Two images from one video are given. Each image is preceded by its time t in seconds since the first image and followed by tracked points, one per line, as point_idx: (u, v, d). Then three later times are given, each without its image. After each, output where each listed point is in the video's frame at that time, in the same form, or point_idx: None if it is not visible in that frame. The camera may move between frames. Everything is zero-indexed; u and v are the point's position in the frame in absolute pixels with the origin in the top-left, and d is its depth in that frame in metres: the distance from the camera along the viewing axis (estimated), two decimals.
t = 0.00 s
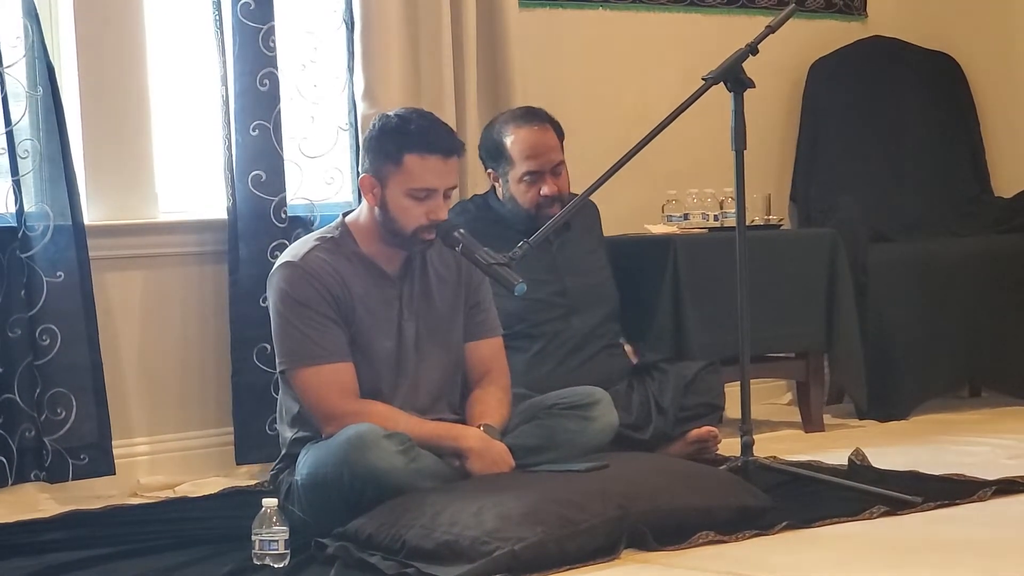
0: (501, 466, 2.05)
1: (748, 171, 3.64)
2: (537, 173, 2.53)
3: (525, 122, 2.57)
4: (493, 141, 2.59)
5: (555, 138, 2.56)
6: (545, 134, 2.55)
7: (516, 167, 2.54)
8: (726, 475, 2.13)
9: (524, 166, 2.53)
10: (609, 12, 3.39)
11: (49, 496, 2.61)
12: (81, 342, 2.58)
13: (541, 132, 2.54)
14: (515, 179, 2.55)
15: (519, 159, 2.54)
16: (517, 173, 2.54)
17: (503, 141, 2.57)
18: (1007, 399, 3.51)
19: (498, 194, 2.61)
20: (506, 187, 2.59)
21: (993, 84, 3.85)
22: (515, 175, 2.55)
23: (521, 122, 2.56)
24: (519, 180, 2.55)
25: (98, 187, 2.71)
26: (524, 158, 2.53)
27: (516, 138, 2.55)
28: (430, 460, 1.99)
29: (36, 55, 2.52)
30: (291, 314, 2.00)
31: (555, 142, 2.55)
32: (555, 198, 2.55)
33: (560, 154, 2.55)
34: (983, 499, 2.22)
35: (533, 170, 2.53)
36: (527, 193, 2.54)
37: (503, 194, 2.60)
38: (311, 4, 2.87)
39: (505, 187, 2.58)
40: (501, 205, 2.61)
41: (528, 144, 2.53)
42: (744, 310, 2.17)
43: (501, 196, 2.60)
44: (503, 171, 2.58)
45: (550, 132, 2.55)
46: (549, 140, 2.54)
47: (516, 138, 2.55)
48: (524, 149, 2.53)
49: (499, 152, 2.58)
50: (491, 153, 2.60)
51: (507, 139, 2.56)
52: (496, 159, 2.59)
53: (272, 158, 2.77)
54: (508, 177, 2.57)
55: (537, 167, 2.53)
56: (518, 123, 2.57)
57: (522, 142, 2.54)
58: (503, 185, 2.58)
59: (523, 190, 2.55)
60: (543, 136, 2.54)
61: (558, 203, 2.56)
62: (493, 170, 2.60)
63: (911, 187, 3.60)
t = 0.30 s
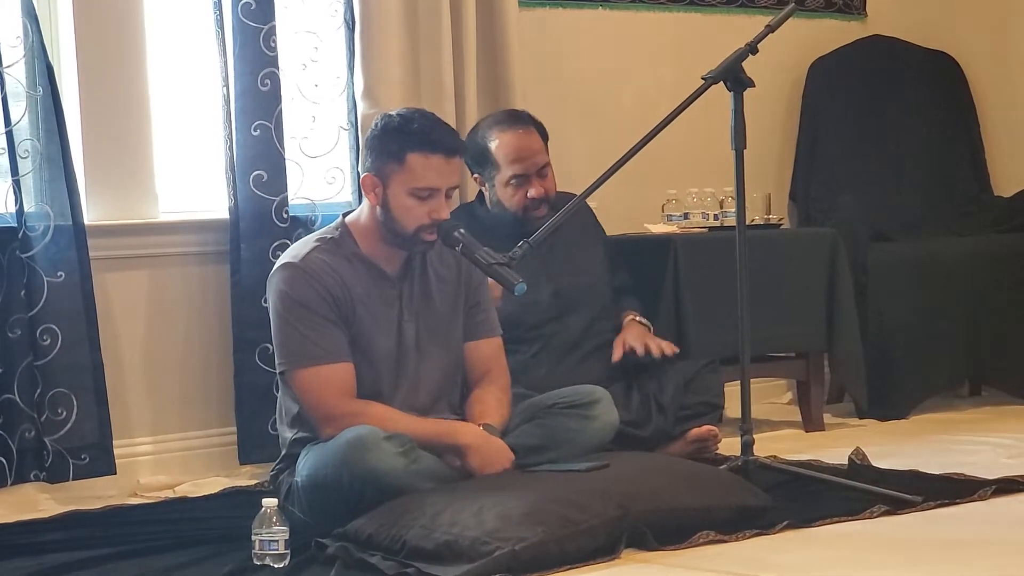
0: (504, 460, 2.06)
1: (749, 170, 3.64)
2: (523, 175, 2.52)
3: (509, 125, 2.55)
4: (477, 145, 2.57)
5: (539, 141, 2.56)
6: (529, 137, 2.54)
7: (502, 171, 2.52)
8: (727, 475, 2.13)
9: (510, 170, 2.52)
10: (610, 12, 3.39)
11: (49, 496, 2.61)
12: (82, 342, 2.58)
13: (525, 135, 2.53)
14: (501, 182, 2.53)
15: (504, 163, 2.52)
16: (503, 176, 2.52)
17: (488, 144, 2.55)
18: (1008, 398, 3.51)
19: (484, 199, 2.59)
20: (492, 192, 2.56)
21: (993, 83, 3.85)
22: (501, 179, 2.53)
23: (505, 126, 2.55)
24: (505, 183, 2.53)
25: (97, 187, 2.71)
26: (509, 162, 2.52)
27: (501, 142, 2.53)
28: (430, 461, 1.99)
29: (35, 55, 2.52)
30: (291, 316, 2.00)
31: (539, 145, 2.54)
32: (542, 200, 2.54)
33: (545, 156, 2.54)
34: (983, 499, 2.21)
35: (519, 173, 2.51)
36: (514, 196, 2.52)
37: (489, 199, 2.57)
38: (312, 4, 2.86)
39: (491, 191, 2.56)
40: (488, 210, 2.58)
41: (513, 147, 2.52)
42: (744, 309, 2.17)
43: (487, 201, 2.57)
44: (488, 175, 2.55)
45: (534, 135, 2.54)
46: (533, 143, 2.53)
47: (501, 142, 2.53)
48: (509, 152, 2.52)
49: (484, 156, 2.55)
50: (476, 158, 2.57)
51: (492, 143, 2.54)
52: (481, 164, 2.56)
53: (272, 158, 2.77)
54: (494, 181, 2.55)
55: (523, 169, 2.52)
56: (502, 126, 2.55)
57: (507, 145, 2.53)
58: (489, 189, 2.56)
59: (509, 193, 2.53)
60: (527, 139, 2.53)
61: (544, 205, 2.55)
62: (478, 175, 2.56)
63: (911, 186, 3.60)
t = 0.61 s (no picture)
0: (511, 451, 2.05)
1: (752, 170, 3.64)
2: (516, 177, 2.41)
3: (501, 125, 2.44)
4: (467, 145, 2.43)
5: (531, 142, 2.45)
6: (521, 138, 2.43)
7: (494, 172, 2.41)
8: (729, 475, 2.13)
9: (503, 172, 2.41)
10: (613, 12, 3.39)
11: (53, 495, 2.62)
12: (86, 341, 2.59)
13: (517, 136, 2.43)
14: (494, 184, 2.41)
15: (496, 165, 2.41)
16: (496, 178, 2.40)
17: (480, 145, 2.42)
18: (1012, 398, 3.50)
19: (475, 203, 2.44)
20: (485, 195, 2.42)
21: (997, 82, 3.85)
22: (494, 181, 2.41)
23: (497, 126, 2.42)
24: (498, 185, 2.41)
25: (101, 186, 2.72)
26: (502, 164, 2.41)
27: (494, 143, 2.42)
28: (432, 461, 1.99)
29: (39, 55, 2.53)
30: (292, 317, 2.02)
31: (532, 147, 2.44)
32: (536, 201, 2.42)
33: (538, 159, 2.44)
34: (985, 499, 2.21)
35: (512, 174, 2.41)
36: (508, 198, 2.40)
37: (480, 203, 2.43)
38: (315, 4, 2.86)
39: (483, 194, 2.42)
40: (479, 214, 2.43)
41: (506, 148, 2.41)
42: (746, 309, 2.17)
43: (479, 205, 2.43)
44: (480, 177, 2.42)
45: (527, 137, 2.43)
46: (526, 145, 2.43)
47: (493, 143, 2.42)
48: (502, 153, 2.41)
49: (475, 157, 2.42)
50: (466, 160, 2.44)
51: (484, 143, 2.42)
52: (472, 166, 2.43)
53: (276, 158, 2.78)
54: (487, 183, 2.41)
55: (516, 171, 2.41)
56: (493, 127, 2.43)
57: (499, 147, 2.42)
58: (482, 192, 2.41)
59: (503, 195, 2.40)
60: (521, 141, 2.42)
61: (539, 207, 2.43)
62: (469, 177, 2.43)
63: (915, 186, 3.60)
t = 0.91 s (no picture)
0: (514, 472, 2.00)
1: (752, 170, 3.64)
2: (528, 187, 2.43)
3: (513, 136, 2.47)
4: (479, 157, 2.48)
5: (544, 151, 2.46)
6: (533, 148, 2.45)
7: (507, 183, 2.43)
8: (728, 475, 2.13)
9: (515, 182, 2.43)
10: (612, 12, 3.39)
11: (53, 495, 2.62)
12: (87, 341, 2.59)
13: (528, 146, 2.45)
14: (506, 195, 2.44)
15: (508, 176, 2.44)
16: (508, 190, 2.44)
17: (492, 156, 2.46)
18: (1011, 398, 3.50)
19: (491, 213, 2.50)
20: (499, 206, 2.47)
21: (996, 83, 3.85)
22: (506, 192, 2.44)
23: (508, 137, 2.46)
24: (510, 196, 2.44)
25: (101, 186, 2.72)
26: (513, 174, 2.43)
27: (505, 154, 2.44)
28: (433, 462, 2.00)
29: (39, 55, 2.53)
30: (295, 316, 2.01)
31: (544, 156, 2.46)
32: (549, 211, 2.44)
33: (551, 168, 2.45)
34: (985, 499, 2.21)
35: (524, 185, 2.43)
36: (520, 209, 2.43)
37: (496, 214, 2.48)
38: (315, 4, 2.86)
39: (497, 205, 2.46)
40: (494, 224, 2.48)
41: (518, 159, 2.44)
42: (746, 308, 2.18)
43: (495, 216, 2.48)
44: (494, 189, 2.46)
45: (538, 146, 2.45)
46: (538, 155, 2.45)
47: (505, 154, 2.45)
48: (514, 164, 2.44)
49: (488, 169, 2.46)
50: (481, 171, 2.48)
51: (495, 154, 2.45)
52: (486, 177, 2.47)
53: (275, 158, 2.78)
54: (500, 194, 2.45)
55: (528, 181, 2.43)
56: (505, 138, 2.46)
57: (511, 157, 2.44)
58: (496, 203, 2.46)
59: (516, 206, 2.44)
60: (532, 151, 2.44)
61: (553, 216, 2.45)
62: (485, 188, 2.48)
63: (914, 186, 3.60)
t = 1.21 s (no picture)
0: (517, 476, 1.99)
1: (756, 170, 3.63)
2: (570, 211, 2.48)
3: (563, 158, 2.53)
4: (528, 176, 2.56)
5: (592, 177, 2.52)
6: (582, 173, 2.51)
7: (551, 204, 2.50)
8: (733, 477, 2.11)
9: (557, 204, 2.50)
10: (615, 12, 3.38)
11: (54, 498, 2.60)
12: (88, 343, 2.58)
13: (575, 170, 2.51)
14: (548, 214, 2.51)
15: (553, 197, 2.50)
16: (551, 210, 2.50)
17: (539, 176, 2.53)
18: (1017, 399, 3.49)
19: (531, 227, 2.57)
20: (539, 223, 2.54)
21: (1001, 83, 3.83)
22: (547, 214, 2.51)
23: (559, 159, 2.52)
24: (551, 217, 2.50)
25: (103, 187, 2.70)
26: (558, 196, 2.50)
27: (553, 175, 2.51)
28: (436, 465, 1.98)
29: (40, 55, 2.52)
30: (298, 318, 1.99)
31: (591, 182, 2.52)
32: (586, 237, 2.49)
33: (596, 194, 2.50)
34: (991, 501, 2.20)
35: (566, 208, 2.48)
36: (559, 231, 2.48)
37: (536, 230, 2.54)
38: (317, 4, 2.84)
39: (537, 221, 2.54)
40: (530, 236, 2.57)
41: (565, 181, 2.50)
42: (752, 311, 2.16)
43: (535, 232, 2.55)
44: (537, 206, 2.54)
45: (587, 172, 2.51)
46: (585, 180, 2.51)
47: (554, 174, 2.51)
48: (560, 186, 2.50)
49: (534, 188, 2.54)
50: (528, 187, 2.56)
51: (543, 175, 2.53)
52: (532, 194, 2.55)
53: (277, 159, 2.76)
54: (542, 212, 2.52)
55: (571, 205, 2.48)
56: (553, 159, 2.53)
57: (558, 179, 2.50)
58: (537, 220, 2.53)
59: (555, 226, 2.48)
60: (579, 175, 2.50)
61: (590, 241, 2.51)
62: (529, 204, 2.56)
63: (918, 186, 3.58)
